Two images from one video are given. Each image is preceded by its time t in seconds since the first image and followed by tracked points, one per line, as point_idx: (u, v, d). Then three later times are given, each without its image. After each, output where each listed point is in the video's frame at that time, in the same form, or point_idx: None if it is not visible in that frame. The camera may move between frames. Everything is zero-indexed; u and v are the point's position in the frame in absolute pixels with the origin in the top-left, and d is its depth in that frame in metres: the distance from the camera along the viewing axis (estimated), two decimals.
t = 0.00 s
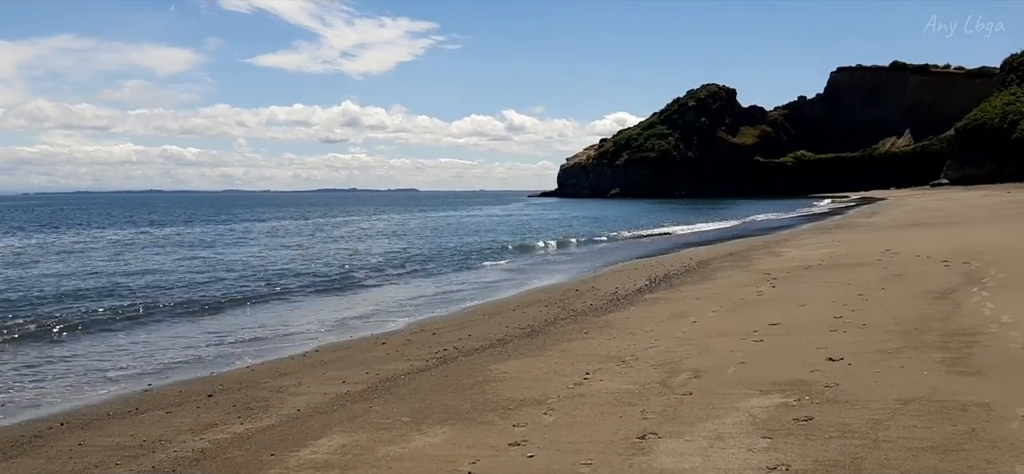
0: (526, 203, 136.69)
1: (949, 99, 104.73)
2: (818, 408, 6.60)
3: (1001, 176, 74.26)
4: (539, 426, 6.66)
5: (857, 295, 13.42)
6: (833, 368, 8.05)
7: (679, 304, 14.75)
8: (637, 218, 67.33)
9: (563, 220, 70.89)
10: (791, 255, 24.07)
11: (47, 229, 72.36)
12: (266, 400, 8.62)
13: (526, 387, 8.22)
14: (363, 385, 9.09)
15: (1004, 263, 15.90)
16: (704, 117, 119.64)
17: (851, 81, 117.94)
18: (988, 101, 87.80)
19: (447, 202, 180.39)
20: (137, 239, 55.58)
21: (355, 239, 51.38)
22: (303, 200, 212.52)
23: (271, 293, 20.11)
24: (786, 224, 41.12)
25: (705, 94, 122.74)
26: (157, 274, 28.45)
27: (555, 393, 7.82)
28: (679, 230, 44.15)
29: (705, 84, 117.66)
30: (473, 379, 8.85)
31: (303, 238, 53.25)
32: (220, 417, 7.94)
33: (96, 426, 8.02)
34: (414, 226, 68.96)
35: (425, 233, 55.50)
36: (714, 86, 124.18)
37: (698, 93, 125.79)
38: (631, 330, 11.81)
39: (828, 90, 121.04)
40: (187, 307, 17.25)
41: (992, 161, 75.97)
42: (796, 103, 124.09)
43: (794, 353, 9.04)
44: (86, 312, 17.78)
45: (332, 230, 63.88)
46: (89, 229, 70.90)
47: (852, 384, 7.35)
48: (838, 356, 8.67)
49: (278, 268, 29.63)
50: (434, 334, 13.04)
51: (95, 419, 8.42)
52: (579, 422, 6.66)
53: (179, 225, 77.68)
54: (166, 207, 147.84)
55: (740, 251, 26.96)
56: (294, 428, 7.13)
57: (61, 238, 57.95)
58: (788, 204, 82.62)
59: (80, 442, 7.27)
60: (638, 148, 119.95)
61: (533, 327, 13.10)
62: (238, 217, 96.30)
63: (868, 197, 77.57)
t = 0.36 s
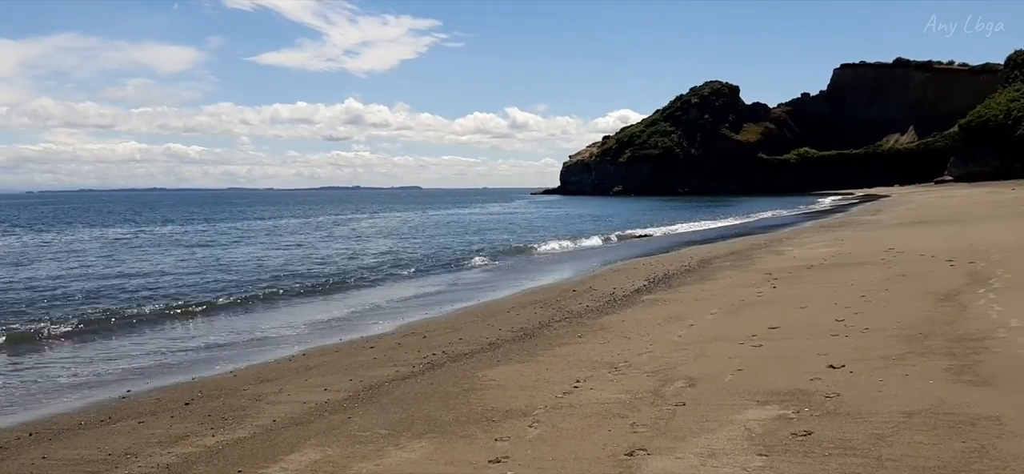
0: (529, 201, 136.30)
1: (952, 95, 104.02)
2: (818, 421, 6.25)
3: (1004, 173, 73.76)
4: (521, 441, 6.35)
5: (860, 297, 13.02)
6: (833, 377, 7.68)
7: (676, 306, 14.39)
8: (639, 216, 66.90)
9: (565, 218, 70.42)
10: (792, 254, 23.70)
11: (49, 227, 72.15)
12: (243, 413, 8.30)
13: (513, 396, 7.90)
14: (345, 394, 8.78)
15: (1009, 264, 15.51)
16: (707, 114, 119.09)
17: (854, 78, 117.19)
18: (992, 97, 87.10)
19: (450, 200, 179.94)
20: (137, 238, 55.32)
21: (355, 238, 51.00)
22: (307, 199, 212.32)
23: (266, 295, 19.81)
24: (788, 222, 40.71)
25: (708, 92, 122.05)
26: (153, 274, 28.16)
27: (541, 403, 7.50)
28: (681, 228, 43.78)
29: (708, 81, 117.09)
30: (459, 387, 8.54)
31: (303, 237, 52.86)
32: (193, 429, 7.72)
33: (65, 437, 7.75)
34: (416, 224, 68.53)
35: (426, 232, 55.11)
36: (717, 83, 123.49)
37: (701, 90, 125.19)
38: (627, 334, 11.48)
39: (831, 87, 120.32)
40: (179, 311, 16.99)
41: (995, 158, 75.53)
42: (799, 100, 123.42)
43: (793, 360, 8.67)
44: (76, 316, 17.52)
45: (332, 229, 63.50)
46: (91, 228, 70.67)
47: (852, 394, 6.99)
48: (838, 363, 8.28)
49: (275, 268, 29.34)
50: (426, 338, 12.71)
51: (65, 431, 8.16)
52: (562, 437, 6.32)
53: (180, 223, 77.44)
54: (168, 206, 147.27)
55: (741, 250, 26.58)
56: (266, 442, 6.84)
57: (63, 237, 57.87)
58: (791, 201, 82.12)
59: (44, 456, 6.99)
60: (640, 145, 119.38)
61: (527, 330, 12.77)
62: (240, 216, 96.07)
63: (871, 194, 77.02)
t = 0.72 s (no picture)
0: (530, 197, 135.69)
1: (957, 90, 103.20)
2: (823, 435, 5.77)
3: (1009, 168, 73.29)
4: (501, 457, 5.91)
5: (865, 297, 12.50)
6: (838, 384, 7.21)
7: (675, 305, 13.90)
8: (641, 212, 66.33)
9: (566, 215, 69.85)
10: (795, 251, 23.21)
11: (46, 225, 71.64)
12: (214, 423, 7.87)
13: (497, 404, 7.44)
14: (322, 402, 8.34)
15: (1019, 261, 14.98)
16: (709, 110, 118.40)
17: (858, 73, 116.37)
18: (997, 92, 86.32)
19: (451, 196, 179.17)
20: (134, 235, 54.81)
21: (354, 235, 50.48)
22: (308, 195, 211.47)
23: (257, 295, 19.36)
24: (791, 218, 40.16)
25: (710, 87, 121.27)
26: (145, 274, 27.66)
27: (527, 413, 7.04)
28: (683, 225, 43.27)
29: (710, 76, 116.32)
30: (442, 394, 8.09)
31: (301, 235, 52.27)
32: (157, 441, 7.36)
33: (23, 450, 7.35)
34: (416, 221, 67.96)
35: (425, 229, 54.57)
36: (720, 79, 122.67)
37: (703, 86, 124.41)
38: (622, 336, 11.01)
39: (834, 82, 119.52)
40: (166, 313, 16.58)
41: (1000, 153, 75.10)
42: (802, 96, 122.63)
43: (796, 365, 8.19)
44: (62, 319, 17.10)
45: (331, 226, 62.95)
46: (89, 225, 70.14)
47: (859, 403, 6.52)
48: (844, 370, 7.79)
49: (270, 267, 28.85)
50: (414, 340, 12.24)
51: (24, 442, 7.73)
52: (545, 453, 5.87)
53: (179, 220, 76.92)
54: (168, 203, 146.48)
55: (743, 247, 26.08)
56: (229, 459, 6.41)
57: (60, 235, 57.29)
58: (793, 197, 81.52)
59: None
60: (642, 141, 118.73)
61: (520, 331, 12.30)
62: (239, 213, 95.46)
63: (874, 190, 76.40)
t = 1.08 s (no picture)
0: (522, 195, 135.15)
1: (948, 88, 103.37)
2: (806, 450, 5.44)
3: (1000, 165, 73.33)
4: None
5: (855, 299, 12.15)
6: (825, 393, 6.87)
7: (661, 307, 13.53)
8: (633, 211, 65.98)
9: (557, 213, 69.41)
10: (785, 250, 22.91)
11: (31, 225, 70.56)
12: (170, 436, 7.49)
13: (467, 416, 7.08)
14: (286, 413, 7.96)
15: (1010, 260, 14.71)
16: (702, 108, 118.18)
17: (849, 70, 116.42)
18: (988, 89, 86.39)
19: (443, 195, 178.27)
20: (120, 236, 53.98)
21: (343, 235, 49.87)
22: (299, 194, 210.03)
23: (235, 298, 18.88)
24: (782, 216, 39.89)
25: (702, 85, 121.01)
26: (125, 277, 27.04)
27: (497, 425, 6.68)
28: (674, 223, 42.95)
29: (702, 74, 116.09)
30: (410, 404, 7.72)
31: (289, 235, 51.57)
32: (108, 455, 6.99)
33: None
34: (406, 220, 67.36)
35: (415, 228, 54.02)
36: (712, 76, 122.45)
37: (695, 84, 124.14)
38: (604, 340, 10.64)
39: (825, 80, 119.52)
40: (140, 318, 16.12)
41: (990, 149, 75.15)
42: (794, 94, 122.63)
43: (782, 371, 7.85)
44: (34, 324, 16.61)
45: (320, 226, 62.22)
46: (74, 226, 69.13)
47: (845, 414, 6.19)
48: (832, 376, 7.45)
49: (253, 269, 28.28)
50: (390, 344, 11.84)
51: None
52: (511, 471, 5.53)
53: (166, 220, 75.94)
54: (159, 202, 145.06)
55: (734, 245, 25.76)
56: None
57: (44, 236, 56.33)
58: (785, 195, 81.39)
59: None
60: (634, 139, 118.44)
61: (499, 335, 11.93)
62: (229, 213, 94.42)
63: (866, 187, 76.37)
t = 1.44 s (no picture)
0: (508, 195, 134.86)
1: (929, 87, 104.31)
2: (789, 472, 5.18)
3: (981, 163, 74.00)
4: None
5: (838, 303, 11.94)
6: (808, 406, 6.61)
7: (642, 311, 13.26)
8: (618, 210, 65.89)
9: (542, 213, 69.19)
10: (769, 250, 22.80)
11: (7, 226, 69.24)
12: (124, 456, 7.09)
13: (436, 432, 6.76)
14: (249, 428, 7.59)
15: (993, 262, 14.61)
16: (686, 107, 118.40)
17: (831, 70, 117.14)
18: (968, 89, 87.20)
19: (429, 194, 177.46)
20: (98, 238, 53.01)
21: (326, 236, 49.33)
22: (283, 193, 208.25)
23: (209, 303, 18.40)
24: (766, 216, 39.89)
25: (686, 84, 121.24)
26: (99, 281, 26.41)
27: (466, 443, 6.37)
28: (658, 223, 42.82)
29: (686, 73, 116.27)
30: (378, 419, 7.38)
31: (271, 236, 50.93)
32: None
33: None
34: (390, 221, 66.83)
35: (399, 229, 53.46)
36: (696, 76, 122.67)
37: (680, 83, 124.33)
38: (582, 347, 10.35)
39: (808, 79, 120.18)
40: (107, 323, 15.63)
41: (972, 148, 75.84)
42: (777, 93, 123.21)
43: (764, 382, 7.58)
44: None
45: (303, 226, 61.54)
46: (51, 227, 67.89)
47: (828, 430, 5.92)
48: (815, 388, 7.19)
49: (232, 272, 27.75)
50: (362, 352, 11.47)
51: None
52: None
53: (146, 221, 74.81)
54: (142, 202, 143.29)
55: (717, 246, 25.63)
56: None
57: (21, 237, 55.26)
58: (769, 194, 81.67)
59: None
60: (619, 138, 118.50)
61: (476, 341, 11.61)
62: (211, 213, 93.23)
63: (849, 186, 76.84)
